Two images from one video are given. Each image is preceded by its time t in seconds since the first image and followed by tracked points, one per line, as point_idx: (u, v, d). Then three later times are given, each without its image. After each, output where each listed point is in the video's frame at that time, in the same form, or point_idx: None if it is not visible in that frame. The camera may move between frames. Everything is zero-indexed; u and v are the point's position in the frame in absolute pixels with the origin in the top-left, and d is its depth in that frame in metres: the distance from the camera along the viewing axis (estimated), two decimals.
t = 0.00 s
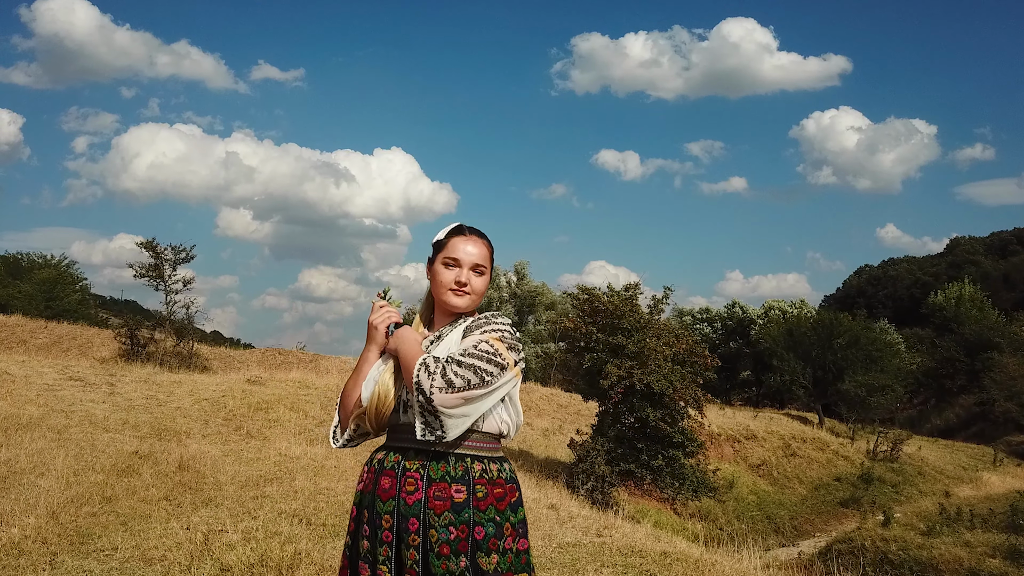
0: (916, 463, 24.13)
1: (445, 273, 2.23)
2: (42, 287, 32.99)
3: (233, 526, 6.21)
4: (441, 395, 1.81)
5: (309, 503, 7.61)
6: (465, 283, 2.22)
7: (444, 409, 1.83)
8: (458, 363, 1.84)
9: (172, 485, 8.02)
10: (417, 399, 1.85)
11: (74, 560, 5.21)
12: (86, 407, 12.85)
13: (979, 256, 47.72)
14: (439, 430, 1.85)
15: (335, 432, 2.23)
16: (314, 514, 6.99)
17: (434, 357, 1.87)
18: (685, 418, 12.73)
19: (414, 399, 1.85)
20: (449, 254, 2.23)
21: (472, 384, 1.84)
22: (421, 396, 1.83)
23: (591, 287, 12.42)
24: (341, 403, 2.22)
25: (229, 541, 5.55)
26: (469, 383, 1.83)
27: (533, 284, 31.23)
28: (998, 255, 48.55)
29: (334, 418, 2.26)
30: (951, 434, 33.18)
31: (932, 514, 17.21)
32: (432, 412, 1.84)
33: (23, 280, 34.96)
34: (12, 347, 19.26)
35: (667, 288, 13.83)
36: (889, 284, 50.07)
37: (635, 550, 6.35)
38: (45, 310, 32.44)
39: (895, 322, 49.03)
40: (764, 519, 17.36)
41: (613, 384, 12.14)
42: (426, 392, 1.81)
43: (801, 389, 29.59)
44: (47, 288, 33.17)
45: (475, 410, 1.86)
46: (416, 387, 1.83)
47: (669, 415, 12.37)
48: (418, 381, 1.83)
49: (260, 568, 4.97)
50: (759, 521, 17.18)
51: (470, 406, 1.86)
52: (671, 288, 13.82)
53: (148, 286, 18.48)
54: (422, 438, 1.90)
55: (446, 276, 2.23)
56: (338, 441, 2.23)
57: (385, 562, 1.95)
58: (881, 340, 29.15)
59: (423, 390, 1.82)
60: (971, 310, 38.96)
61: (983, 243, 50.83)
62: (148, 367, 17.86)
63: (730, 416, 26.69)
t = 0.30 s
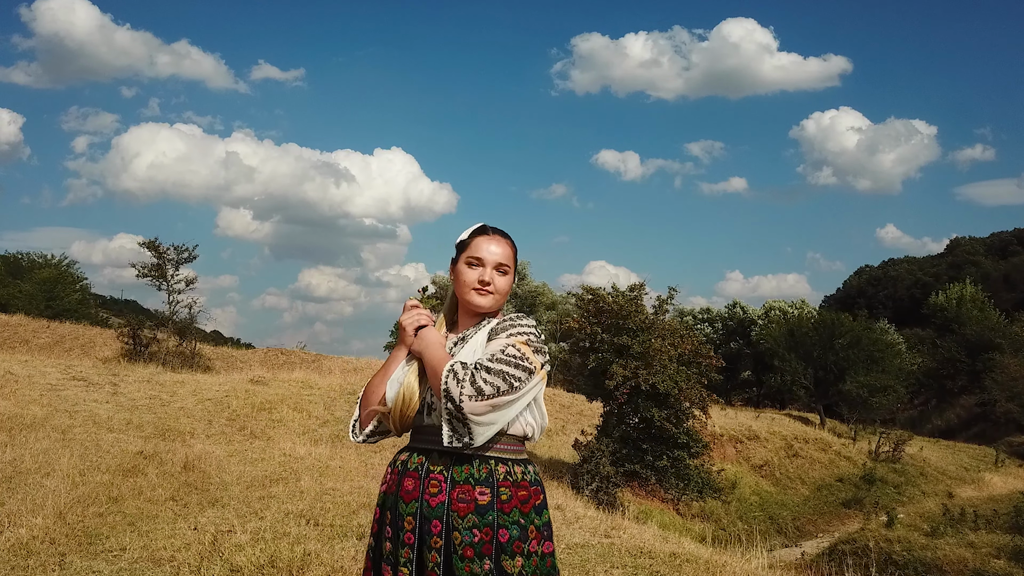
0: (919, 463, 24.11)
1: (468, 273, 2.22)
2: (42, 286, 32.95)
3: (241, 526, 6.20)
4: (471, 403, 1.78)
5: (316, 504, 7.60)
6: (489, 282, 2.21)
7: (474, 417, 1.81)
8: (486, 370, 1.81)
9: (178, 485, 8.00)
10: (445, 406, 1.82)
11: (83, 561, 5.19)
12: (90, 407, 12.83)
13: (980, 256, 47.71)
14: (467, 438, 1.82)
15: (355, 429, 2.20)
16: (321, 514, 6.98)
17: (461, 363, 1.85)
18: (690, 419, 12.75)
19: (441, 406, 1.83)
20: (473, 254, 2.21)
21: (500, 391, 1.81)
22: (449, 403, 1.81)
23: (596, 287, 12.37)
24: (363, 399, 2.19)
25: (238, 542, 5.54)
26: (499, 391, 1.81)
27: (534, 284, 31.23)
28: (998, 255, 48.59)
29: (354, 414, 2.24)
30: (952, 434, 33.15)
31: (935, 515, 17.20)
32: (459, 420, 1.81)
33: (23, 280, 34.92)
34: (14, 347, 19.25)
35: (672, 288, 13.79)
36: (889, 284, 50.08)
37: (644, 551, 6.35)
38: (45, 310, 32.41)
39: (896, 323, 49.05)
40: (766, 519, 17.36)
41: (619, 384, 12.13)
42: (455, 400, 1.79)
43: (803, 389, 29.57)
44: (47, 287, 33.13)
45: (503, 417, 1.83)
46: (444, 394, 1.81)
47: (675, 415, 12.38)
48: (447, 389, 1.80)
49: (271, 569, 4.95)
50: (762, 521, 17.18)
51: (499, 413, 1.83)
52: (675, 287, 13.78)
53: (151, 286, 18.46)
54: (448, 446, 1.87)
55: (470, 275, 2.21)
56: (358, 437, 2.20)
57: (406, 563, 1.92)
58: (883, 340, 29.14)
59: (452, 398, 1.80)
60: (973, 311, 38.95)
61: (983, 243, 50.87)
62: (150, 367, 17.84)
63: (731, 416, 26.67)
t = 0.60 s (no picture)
0: (921, 463, 24.07)
1: (494, 270, 2.19)
2: (42, 286, 32.92)
3: (249, 526, 6.18)
4: (510, 409, 1.75)
5: (323, 503, 7.57)
6: (514, 280, 2.18)
7: (509, 422, 1.78)
8: (523, 375, 1.78)
9: (184, 485, 7.97)
10: (480, 412, 1.79)
11: (92, 561, 5.16)
12: (93, 407, 12.80)
13: (980, 256, 47.71)
14: (502, 443, 1.80)
15: (380, 429, 2.17)
16: (329, 514, 6.95)
17: (495, 368, 1.81)
18: (695, 418, 12.75)
19: (477, 412, 1.80)
20: (498, 251, 2.18)
21: (538, 397, 1.78)
22: (484, 409, 1.78)
23: (601, 287, 12.31)
24: (387, 399, 2.16)
25: (247, 541, 5.51)
26: (537, 397, 1.78)
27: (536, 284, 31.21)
28: (999, 255, 48.58)
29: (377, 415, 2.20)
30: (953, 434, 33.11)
31: (939, 515, 17.16)
32: (495, 425, 1.78)
33: (24, 280, 34.88)
34: (16, 346, 19.22)
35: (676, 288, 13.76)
36: (889, 284, 50.07)
37: (654, 551, 6.33)
38: (45, 309, 32.41)
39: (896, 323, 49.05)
40: (769, 519, 17.34)
41: (624, 385, 12.12)
42: (494, 407, 1.76)
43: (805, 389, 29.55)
44: (48, 287, 33.09)
45: (539, 422, 1.81)
46: (482, 401, 1.77)
47: (680, 415, 12.40)
48: (484, 396, 1.77)
49: (282, 569, 4.93)
50: (765, 521, 17.16)
51: (535, 418, 1.80)
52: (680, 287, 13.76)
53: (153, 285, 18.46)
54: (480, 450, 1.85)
55: (496, 273, 2.19)
56: (382, 438, 2.17)
57: (431, 562, 1.89)
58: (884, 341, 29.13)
59: (490, 404, 1.77)
60: (974, 311, 38.92)
61: (983, 243, 50.87)
62: (153, 367, 17.82)
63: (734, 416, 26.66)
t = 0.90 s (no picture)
0: (922, 464, 24.04)
1: (503, 269, 2.17)
2: (42, 286, 32.90)
3: (254, 526, 6.18)
4: (536, 415, 1.75)
5: (326, 503, 7.56)
6: (524, 277, 2.16)
7: (535, 427, 1.77)
8: (547, 379, 1.77)
9: (187, 485, 7.96)
10: (502, 418, 1.78)
11: (96, 561, 5.15)
12: (95, 407, 12.78)
13: (980, 256, 47.69)
14: (526, 447, 1.79)
15: (393, 433, 2.15)
16: (332, 514, 6.94)
17: (517, 372, 1.80)
18: (697, 418, 12.77)
19: (501, 418, 1.78)
20: (507, 250, 2.16)
21: (562, 401, 1.78)
22: (506, 414, 1.77)
23: (603, 286, 12.24)
24: (399, 401, 2.15)
25: (252, 542, 5.51)
26: (560, 402, 1.77)
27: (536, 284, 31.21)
28: (998, 255, 48.56)
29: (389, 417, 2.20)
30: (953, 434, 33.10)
31: (940, 515, 17.14)
32: (518, 430, 1.77)
33: (23, 279, 34.88)
34: (17, 346, 19.20)
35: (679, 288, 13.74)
36: (889, 285, 50.04)
37: (659, 552, 6.33)
38: (45, 309, 32.43)
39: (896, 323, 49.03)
40: (770, 520, 17.31)
41: (627, 385, 12.17)
42: (519, 412, 1.75)
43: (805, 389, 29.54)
44: (47, 287, 33.08)
45: (561, 426, 1.81)
46: (506, 408, 1.75)
47: (683, 415, 12.44)
48: (509, 402, 1.75)
49: (286, 569, 4.91)
50: (767, 522, 17.13)
51: (558, 422, 1.80)
52: (683, 288, 13.74)
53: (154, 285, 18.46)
54: (502, 454, 1.83)
55: (504, 271, 2.17)
56: (394, 441, 2.16)
57: (449, 563, 1.87)
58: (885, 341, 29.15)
59: (515, 410, 1.76)
60: (974, 311, 38.88)
61: (983, 244, 50.86)
62: (154, 367, 17.80)
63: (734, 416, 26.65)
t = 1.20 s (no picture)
0: (923, 464, 24.02)
1: (501, 267, 2.16)
2: (42, 285, 32.84)
3: (255, 526, 6.16)
4: (556, 418, 1.76)
5: (327, 503, 7.54)
6: (523, 274, 2.15)
7: (551, 430, 1.79)
8: (566, 382, 1.79)
9: (187, 484, 7.94)
10: (521, 419, 1.79)
11: (98, 560, 5.14)
12: (95, 406, 12.76)
13: (980, 256, 47.68)
14: (543, 449, 1.81)
15: (397, 435, 2.12)
16: (333, 514, 6.92)
17: (536, 374, 1.81)
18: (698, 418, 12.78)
19: (520, 420, 1.79)
20: (503, 248, 2.15)
21: (580, 403, 1.80)
22: (525, 416, 1.78)
23: (604, 286, 12.20)
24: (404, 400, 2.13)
25: (253, 541, 5.49)
26: (579, 403, 1.80)
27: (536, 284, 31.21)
28: (998, 256, 48.53)
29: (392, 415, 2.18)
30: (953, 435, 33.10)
31: (941, 516, 17.11)
32: (536, 432, 1.79)
33: (23, 278, 34.89)
34: (17, 346, 19.20)
35: (680, 288, 13.74)
36: (889, 285, 50.01)
37: (661, 552, 6.32)
38: (45, 308, 32.44)
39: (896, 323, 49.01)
40: (771, 520, 17.30)
41: (628, 385, 12.19)
42: (540, 415, 1.76)
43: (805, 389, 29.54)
44: (47, 286, 33.06)
45: (578, 427, 1.84)
46: (526, 411, 1.76)
47: (684, 415, 12.45)
48: (529, 406, 1.76)
49: (288, 569, 4.90)
50: (767, 522, 17.12)
51: (574, 423, 1.83)
52: (684, 288, 13.73)
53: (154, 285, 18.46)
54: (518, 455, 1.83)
55: (503, 269, 2.16)
56: (399, 441, 2.15)
57: (461, 564, 1.85)
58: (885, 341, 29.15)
59: (535, 413, 1.77)
60: (974, 311, 38.84)
61: (983, 244, 50.83)
62: (154, 366, 17.79)
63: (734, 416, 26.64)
